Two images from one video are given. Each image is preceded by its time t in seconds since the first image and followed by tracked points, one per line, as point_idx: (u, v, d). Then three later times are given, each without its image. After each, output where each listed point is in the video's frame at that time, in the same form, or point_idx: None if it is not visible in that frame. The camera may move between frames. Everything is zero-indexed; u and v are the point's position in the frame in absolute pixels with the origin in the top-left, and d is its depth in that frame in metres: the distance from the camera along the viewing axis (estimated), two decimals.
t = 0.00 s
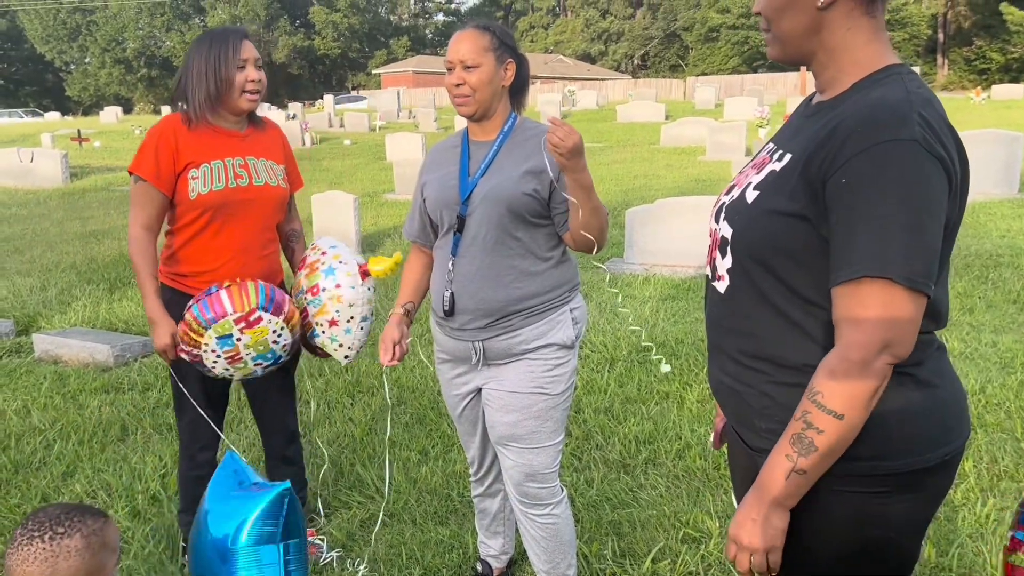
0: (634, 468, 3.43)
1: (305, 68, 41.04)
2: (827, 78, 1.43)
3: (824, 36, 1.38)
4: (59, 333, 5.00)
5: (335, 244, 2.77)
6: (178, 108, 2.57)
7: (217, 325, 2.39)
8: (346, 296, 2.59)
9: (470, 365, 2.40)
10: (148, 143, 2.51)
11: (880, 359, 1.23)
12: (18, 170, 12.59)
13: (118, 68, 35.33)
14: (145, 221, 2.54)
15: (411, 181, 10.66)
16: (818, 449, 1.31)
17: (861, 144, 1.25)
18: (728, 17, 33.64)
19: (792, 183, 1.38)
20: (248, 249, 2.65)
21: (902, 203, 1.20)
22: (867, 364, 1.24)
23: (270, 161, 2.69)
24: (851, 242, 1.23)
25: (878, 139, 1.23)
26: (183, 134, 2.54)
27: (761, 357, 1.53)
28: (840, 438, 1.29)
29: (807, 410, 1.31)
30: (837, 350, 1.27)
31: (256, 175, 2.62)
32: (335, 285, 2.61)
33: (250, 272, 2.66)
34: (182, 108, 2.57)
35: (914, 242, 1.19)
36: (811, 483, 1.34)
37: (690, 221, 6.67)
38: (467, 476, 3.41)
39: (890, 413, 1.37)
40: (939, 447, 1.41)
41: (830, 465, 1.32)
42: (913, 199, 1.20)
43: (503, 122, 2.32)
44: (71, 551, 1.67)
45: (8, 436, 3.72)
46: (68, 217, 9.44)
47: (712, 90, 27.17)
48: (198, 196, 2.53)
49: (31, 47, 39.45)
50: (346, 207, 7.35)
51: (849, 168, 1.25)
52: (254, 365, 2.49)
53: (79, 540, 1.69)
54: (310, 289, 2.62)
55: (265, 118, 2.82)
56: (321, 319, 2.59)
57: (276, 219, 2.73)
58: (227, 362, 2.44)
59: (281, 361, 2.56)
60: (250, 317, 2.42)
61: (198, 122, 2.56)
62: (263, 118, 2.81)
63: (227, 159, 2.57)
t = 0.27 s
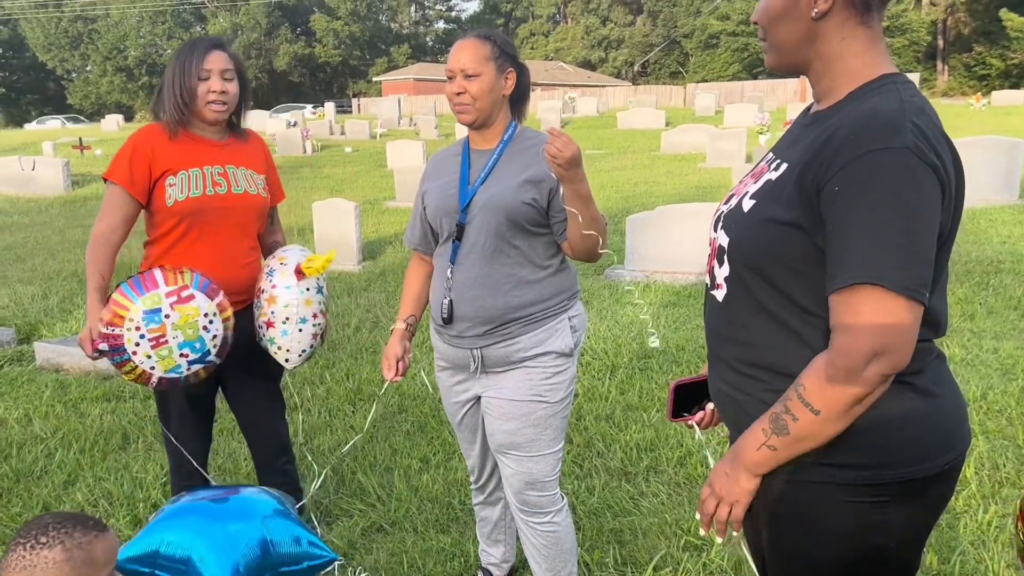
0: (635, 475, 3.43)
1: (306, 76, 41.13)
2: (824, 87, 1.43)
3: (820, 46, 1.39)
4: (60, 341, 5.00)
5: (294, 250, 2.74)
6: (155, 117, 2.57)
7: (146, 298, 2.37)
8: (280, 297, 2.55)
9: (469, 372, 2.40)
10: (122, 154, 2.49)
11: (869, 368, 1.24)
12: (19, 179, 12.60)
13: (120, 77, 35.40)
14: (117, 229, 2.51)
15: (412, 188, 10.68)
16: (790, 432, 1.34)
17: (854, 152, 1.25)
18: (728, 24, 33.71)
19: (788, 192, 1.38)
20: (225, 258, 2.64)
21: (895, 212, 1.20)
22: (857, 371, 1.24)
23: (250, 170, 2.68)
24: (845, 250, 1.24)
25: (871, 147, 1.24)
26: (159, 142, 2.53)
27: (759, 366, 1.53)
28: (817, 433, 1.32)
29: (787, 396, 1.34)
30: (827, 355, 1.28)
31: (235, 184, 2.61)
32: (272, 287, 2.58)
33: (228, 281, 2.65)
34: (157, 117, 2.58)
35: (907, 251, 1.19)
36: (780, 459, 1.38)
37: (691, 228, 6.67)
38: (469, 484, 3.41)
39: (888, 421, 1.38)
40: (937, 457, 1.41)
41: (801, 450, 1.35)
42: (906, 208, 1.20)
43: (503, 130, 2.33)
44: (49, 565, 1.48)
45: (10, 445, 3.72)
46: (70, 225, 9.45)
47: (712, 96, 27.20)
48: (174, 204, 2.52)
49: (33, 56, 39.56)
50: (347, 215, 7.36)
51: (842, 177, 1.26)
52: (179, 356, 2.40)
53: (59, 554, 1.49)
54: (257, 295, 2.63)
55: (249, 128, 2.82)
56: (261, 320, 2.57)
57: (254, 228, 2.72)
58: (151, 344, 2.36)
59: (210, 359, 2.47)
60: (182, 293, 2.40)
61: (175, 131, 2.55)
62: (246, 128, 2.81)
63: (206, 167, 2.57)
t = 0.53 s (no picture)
0: (637, 483, 3.42)
1: (306, 84, 41.22)
2: (823, 95, 1.43)
3: (818, 52, 1.38)
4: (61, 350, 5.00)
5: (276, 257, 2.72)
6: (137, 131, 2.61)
7: None
8: (251, 309, 2.55)
9: (470, 380, 2.40)
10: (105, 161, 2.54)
11: (843, 375, 1.25)
12: (20, 187, 12.61)
13: (121, 85, 35.48)
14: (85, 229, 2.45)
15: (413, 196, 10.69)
16: (760, 421, 1.37)
17: (850, 159, 1.25)
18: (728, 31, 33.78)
19: (786, 201, 1.38)
20: (210, 266, 2.64)
21: (889, 219, 1.20)
22: (830, 376, 1.26)
23: (235, 179, 2.68)
24: (839, 257, 1.24)
25: (867, 155, 1.23)
26: (138, 153, 2.56)
27: (760, 375, 1.52)
28: (781, 424, 1.35)
29: (763, 391, 1.37)
30: (804, 355, 1.30)
31: (218, 193, 2.61)
32: (246, 297, 2.57)
33: (214, 291, 2.63)
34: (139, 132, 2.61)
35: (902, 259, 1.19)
36: (748, 443, 1.42)
37: (691, 235, 6.67)
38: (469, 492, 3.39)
39: (888, 429, 1.37)
40: (939, 466, 1.40)
41: (770, 438, 1.39)
42: (902, 216, 1.19)
43: (504, 138, 2.33)
44: None
45: (10, 454, 3.71)
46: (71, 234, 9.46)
47: (712, 103, 27.25)
48: (155, 214, 2.54)
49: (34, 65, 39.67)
50: (348, 223, 7.36)
51: (838, 185, 1.25)
52: None
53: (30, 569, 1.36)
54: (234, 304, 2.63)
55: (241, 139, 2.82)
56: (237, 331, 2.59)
57: (241, 237, 2.71)
58: None
59: None
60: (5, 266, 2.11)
61: (152, 142, 2.58)
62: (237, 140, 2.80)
63: (187, 177, 2.58)
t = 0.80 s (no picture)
0: (637, 490, 3.42)
1: (305, 91, 41.30)
2: (816, 103, 1.44)
3: (812, 62, 1.39)
4: (60, 358, 4.99)
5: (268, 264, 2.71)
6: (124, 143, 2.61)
7: None
8: (244, 321, 2.53)
9: (470, 388, 2.39)
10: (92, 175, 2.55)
11: (859, 387, 1.24)
12: (20, 196, 12.61)
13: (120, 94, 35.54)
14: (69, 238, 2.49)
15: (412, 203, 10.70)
16: (774, 443, 1.37)
17: (846, 168, 1.25)
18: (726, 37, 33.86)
19: (783, 210, 1.38)
20: (203, 274, 2.63)
21: (885, 228, 1.20)
22: (847, 390, 1.25)
23: (225, 185, 2.67)
24: (836, 266, 1.24)
25: (862, 164, 1.23)
26: (123, 166, 2.56)
27: (759, 385, 1.52)
28: (797, 442, 1.34)
29: (775, 408, 1.36)
30: (816, 369, 1.29)
31: (206, 201, 2.61)
32: (238, 309, 2.56)
33: (207, 299, 2.64)
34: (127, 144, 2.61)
35: (898, 269, 1.19)
36: (764, 464, 1.43)
37: (690, 241, 6.68)
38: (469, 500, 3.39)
39: (888, 437, 1.37)
40: (938, 474, 1.40)
41: (785, 458, 1.39)
42: (899, 224, 1.19)
43: (502, 147, 2.33)
44: None
45: (9, 463, 3.71)
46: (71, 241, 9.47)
47: (711, 109, 27.30)
48: (144, 225, 2.55)
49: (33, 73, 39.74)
50: (347, 230, 7.36)
51: (835, 194, 1.25)
52: None
53: None
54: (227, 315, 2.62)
55: (229, 144, 2.81)
56: (231, 341, 2.58)
57: (234, 243, 2.71)
58: None
59: None
60: None
61: (140, 155, 2.58)
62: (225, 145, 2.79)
63: (175, 187, 2.58)
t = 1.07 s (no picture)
0: (634, 495, 3.41)
1: (302, 96, 41.32)
2: (807, 107, 1.44)
3: (803, 65, 1.39)
4: (56, 364, 4.99)
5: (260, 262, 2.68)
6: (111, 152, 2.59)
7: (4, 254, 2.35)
8: (227, 317, 2.50)
9: (467, 393, 2.39)
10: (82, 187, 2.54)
11: (848, 391, 1.26)
12: (16, 202, 12.59)
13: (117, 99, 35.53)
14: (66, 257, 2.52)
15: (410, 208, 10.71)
16: (760, 438, 1.38)
17: (838, 172, 1.25)
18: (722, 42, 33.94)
19: (775, 215, 1.38)
20: (197, 279, 2.63)
21: (877, 232, 1.20)
22: (836, 393, 1.26)
23: (214, 189, 2.67)
24: (828, 271, 1.24)
25: (854, 169, 1.23)
26: (114, 175, 2.56)
27: (756, 389, 1.52)
28: (783, 441, 1.36)
29: (762, 404, 1.37)
30: (805, 371, 1.30)
31: (198, 206, 2.61)
32: (223, 306, 2.53)
33: (201, 303, 2.64)
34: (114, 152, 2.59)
35: (889, 274, 1.19)
36: (749, 458, 1.44)
37: (687, 245, 6.68)
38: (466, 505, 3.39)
39: (883, 441, 1.37)
40: (934, 477, 1.40)
41: (770, 454, 1.40)
42: (890, 228, 1.20)
43: (498, 151, 2.33)
44: None
45: (5, 469, 3.70)
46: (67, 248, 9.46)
47: (707, 114, 27.35)
48: (138, 233, 2.54)
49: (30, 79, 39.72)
50: (344, 235, 7.36)
51: (826, 198, 1.26)
52: None
53: None
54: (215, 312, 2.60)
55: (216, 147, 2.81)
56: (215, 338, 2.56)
57: (229, 246, 2.71)
58: None
59: None
60: None
61: (131, 162, 2.57)
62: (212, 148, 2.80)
63: (166, 194, 2.58)
